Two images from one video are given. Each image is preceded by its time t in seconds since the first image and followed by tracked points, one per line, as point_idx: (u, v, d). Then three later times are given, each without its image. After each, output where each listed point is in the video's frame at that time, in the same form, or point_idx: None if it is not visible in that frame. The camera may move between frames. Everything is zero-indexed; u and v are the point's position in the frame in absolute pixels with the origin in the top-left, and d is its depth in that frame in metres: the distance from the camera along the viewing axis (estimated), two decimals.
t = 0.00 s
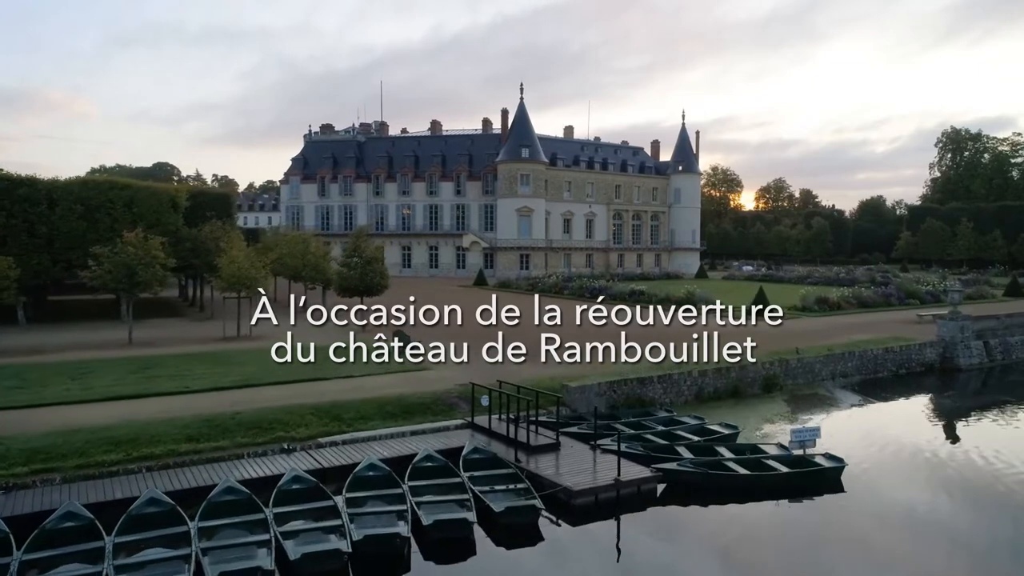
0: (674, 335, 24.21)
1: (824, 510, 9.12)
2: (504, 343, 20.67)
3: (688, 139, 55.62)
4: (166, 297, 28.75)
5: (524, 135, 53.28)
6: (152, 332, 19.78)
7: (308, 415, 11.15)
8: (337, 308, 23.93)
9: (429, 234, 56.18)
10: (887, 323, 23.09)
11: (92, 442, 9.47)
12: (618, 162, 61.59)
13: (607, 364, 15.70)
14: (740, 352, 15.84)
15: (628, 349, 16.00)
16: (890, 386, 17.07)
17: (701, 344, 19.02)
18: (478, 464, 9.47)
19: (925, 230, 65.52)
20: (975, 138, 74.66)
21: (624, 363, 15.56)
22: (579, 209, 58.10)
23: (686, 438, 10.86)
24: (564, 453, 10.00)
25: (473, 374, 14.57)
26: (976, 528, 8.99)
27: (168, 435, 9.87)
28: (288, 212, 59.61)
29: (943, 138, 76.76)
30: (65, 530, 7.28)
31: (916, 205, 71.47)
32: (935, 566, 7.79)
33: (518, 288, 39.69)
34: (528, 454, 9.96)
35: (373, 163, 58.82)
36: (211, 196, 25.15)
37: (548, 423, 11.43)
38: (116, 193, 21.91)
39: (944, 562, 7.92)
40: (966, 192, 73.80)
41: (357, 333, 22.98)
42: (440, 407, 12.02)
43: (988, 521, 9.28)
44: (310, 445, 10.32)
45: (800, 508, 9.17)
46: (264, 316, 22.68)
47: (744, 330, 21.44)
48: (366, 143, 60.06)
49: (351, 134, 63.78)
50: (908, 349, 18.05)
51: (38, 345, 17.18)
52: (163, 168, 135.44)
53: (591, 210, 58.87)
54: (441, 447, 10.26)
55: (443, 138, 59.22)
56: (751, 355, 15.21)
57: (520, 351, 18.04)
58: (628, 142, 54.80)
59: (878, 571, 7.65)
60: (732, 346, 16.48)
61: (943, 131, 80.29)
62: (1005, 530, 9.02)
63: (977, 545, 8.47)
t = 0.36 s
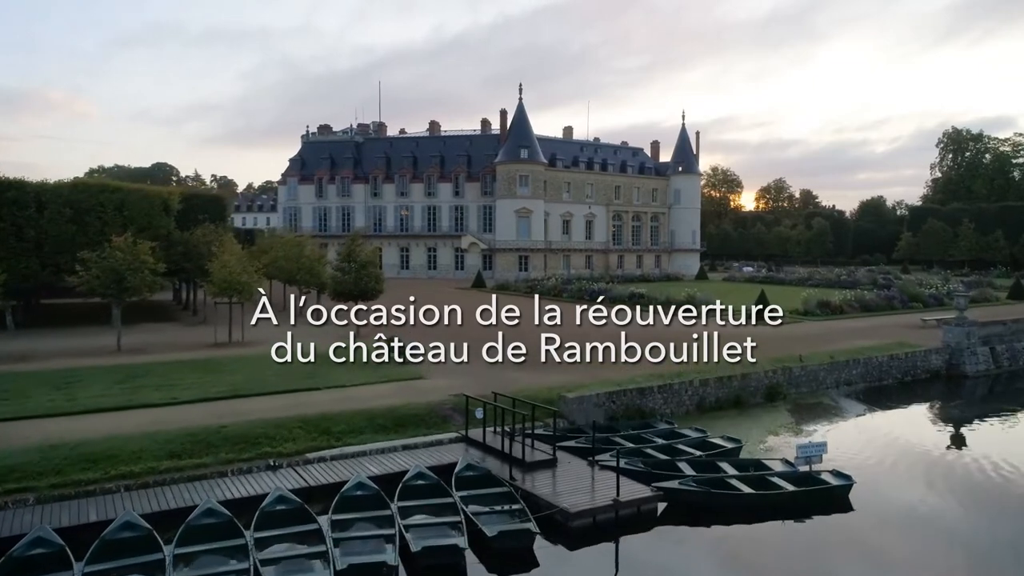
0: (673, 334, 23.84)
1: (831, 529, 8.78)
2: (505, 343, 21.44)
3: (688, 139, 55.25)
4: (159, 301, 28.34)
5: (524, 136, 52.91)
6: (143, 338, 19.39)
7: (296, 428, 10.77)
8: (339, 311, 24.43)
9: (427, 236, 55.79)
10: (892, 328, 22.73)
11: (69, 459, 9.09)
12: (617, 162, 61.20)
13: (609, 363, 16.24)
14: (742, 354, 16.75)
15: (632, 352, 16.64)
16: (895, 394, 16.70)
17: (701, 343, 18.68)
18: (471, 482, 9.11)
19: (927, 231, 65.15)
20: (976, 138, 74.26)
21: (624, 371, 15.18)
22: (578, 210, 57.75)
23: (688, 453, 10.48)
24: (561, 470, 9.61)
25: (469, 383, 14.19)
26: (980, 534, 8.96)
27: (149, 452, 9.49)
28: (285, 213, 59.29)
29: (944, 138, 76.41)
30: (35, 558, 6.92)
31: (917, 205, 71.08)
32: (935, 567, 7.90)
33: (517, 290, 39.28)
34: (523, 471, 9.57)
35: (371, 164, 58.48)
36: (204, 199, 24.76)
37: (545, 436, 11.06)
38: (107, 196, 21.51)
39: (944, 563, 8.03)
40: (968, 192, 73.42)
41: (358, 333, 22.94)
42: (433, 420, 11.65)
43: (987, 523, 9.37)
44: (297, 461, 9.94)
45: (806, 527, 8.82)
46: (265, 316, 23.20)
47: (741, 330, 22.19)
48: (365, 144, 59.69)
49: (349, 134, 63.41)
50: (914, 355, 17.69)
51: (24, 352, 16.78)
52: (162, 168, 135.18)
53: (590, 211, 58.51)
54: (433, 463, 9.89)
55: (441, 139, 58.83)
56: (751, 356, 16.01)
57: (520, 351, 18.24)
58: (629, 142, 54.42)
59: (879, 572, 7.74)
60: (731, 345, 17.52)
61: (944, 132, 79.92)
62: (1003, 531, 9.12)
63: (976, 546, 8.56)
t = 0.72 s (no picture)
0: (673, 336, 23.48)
1: (840, 554, 8.38)
2: (505, 342, 22.35)
3: (689, 140, 54.88)
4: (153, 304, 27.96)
5: (522, 137, 52.56)
6: (133, 345, 19.00)
7: (284, 444, 10.37)
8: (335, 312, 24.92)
9: (426, 237, 55.39)
10: (897, 334, 22.33)
11: (45, 479, 8.69)
12: (617, 163, 60.80)
13: (610, 363, 17.05)
14: (741, 353, 17.64)
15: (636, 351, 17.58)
16: (902, 404, 16.29)
17: (701, 343, 18.59)
18: (464, 504, 8.73)
19: (929, 232, 64.72)
20: (978, 139, 73.82)
21: (624, 380, 14.79)
22: (578, 211, 57.36)
23: (690, 470, 10.09)
24: (558, 490, 9.21)
25: (463, 394, 13.80)
26: (985, 538, 9.02)
27: (129, 471, 9.10)
28: (283, 215, 58.92)
29: (946, 138, 76.00)
30: None
31: (919, 206, 70.64)
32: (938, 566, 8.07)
33: (516, 293, 38.91)
34: (519, 491, 9.17)
35: (370, 165, 58.16)
36: (198, 202, 24.38)
37: (542, 452, 10.67)
38: (96, 200, 21.12)
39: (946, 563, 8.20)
40: (970, 193, 72.95)
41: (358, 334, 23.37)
42: (426, 434, 11.27)
43: (990, 526, 9.46)
44: (284, 480, 9.54)
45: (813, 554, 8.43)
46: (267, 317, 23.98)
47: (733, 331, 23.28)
48: (363, 144, 59.34)
49: (347, 135, 63.07)
50: (920, 363, 17.30)
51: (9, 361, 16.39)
52: (162, 170, 135.30)
53: (590, 213, 58.13)
54: (424, 482, 9.48)
55: (440, 140, 58.44)
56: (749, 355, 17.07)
57: (521, 350, 18.82)
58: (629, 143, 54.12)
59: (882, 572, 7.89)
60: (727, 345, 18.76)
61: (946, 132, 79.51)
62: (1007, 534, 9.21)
63: (980, 548, 8.69)
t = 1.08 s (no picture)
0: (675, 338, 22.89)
1: None
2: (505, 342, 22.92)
3: (689, 141, 54.42)
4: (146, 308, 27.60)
5: (521, 138, 52.23)
6: (122, 352, 18.60)
7: (269, 463, 9.97)
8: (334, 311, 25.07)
9: (425, 239, 54.97)
10: (903, 341, 21.90)
11: (16, 503, 8.30)
12: (617, 164, 60.37)
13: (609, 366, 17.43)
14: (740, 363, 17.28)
15: (638, 349, 18.78)
16: (909, 414, 15.87)
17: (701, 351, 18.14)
18: (456, 529, 8.34)
19: (930, 233, 64.32)
20: (980, 139, 73.38)
21: (623, 391, 14.35)
22: (577, 213, 56.94)
23: (693, 491, 9.71)
24: (555, 514, 8.79)
25: (458, 406, 13.38)
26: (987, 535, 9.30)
27: (104, 494, 8.70)
28: (281, 217, 58.56)
29: (948, 139, 75.62)
30: None
31: (921, 207, 70.22)
32: (939, 566, 8.27)
33: (514, 295, 38.48)
34: (513, 515, 8.77)
35: (368, 166, 57.81)
36: (190, 206, 23.97)
37: (539, 471, 10.27)
38: (86, 205, 20.70)
39: (946, 562, 8.41)
40: (972, 194, 72.52)
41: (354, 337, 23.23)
42: (418, 451, 10.86)
43: (990, 527, 9.60)
44: (267, 502, 9.13)
45: None
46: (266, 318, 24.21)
47: (728, 332, 24.57)
48: (361, 146, 59.02)
49: (345, 136, 62.70)
50: (927, 372, 16.88)
51: None
52: (161, 171, 134.87)
53: (590, 214, 57.71)
54: (415, 505, 9.06)
55: (439, 140, 58.04)
56: (747, 355, 18.22)
57: (521, 352, 19.18)
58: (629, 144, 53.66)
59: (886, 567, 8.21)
60: (725, 342, 20.45)
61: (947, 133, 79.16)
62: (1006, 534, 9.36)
63: (980, 549, 8.85)
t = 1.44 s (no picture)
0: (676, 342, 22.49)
1: None
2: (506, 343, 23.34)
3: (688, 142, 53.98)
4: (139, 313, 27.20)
5: (520, 139, 51.83)
6: (110, 361, 18.16)
7: (252, 485, 9.53)
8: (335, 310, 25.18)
9: (422, 241, 54.54)
10: (909, 347, 21.51)
11: None
12: (616, 165, 59.98)
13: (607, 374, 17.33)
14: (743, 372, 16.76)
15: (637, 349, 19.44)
16: (915, 426, 15.45)
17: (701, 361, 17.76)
18: (447, 558, 7.92)
19: (932, 234, 63.92)
20: (981, 140, 72.97)
21: (622, 403, 13.91)
22: (577, 214, 56.53)
23: (696, 514, 9.29)
24: (550, 541, 8.35)
25: (451, 419, 12.96)
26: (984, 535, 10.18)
27: (76, 521, 8.28)
28: (277, 218, 58.11)
29: (949, 139, 75.24)
30: None
31: (922, 208, 69.78)
32: (942, 567, 9.21)
33: (513, 299, 37.99)
34: (507, 543, 8.32)
35: (365, 167, 57.42)
36: (182, 210, 23.52)
37: (534, 492, 9.83)
38: (74, 209, 20.26)
39: (950, 564, 9.33)
40: (973, 195, 72.09)
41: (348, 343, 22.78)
42: (408, 470, 10.44)
43: (989, 528, 10.47)
44: (248, 529, 8.69)
45: None
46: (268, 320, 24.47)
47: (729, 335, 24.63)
48: (359, 147, 58.72)
49: (342, 137, 62.29)
50: (934, 382, 16.46)
51: None
52: (158, 170, 134.14)
53: (589, 216, 57.27)
54: (403, 532, 8.62)
55: (436, 142, 57.62)
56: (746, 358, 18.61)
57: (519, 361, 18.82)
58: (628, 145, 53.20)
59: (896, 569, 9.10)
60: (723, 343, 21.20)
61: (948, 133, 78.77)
62: (1002, 534, 10.25)
63: (981, 549, 9.74)
